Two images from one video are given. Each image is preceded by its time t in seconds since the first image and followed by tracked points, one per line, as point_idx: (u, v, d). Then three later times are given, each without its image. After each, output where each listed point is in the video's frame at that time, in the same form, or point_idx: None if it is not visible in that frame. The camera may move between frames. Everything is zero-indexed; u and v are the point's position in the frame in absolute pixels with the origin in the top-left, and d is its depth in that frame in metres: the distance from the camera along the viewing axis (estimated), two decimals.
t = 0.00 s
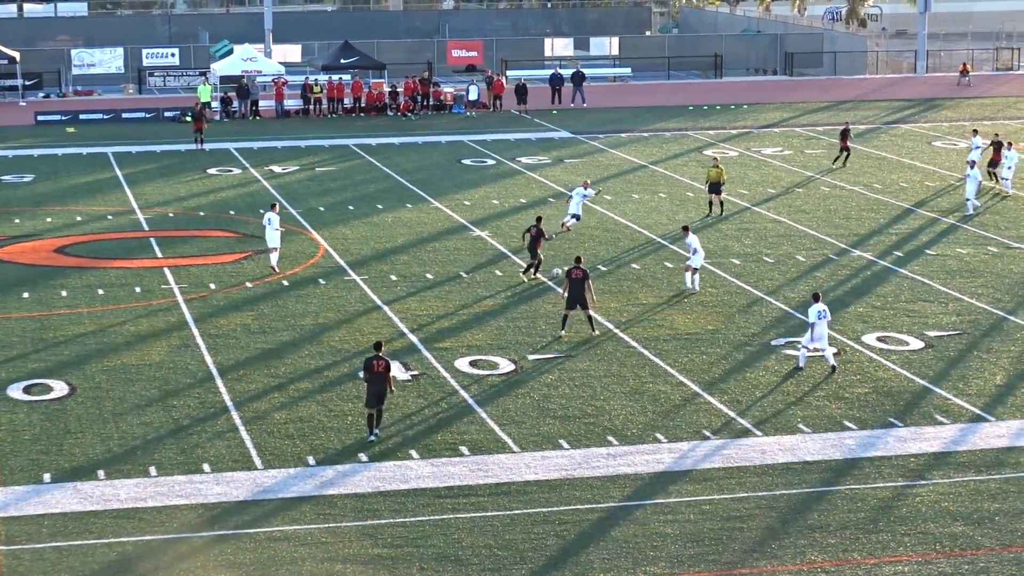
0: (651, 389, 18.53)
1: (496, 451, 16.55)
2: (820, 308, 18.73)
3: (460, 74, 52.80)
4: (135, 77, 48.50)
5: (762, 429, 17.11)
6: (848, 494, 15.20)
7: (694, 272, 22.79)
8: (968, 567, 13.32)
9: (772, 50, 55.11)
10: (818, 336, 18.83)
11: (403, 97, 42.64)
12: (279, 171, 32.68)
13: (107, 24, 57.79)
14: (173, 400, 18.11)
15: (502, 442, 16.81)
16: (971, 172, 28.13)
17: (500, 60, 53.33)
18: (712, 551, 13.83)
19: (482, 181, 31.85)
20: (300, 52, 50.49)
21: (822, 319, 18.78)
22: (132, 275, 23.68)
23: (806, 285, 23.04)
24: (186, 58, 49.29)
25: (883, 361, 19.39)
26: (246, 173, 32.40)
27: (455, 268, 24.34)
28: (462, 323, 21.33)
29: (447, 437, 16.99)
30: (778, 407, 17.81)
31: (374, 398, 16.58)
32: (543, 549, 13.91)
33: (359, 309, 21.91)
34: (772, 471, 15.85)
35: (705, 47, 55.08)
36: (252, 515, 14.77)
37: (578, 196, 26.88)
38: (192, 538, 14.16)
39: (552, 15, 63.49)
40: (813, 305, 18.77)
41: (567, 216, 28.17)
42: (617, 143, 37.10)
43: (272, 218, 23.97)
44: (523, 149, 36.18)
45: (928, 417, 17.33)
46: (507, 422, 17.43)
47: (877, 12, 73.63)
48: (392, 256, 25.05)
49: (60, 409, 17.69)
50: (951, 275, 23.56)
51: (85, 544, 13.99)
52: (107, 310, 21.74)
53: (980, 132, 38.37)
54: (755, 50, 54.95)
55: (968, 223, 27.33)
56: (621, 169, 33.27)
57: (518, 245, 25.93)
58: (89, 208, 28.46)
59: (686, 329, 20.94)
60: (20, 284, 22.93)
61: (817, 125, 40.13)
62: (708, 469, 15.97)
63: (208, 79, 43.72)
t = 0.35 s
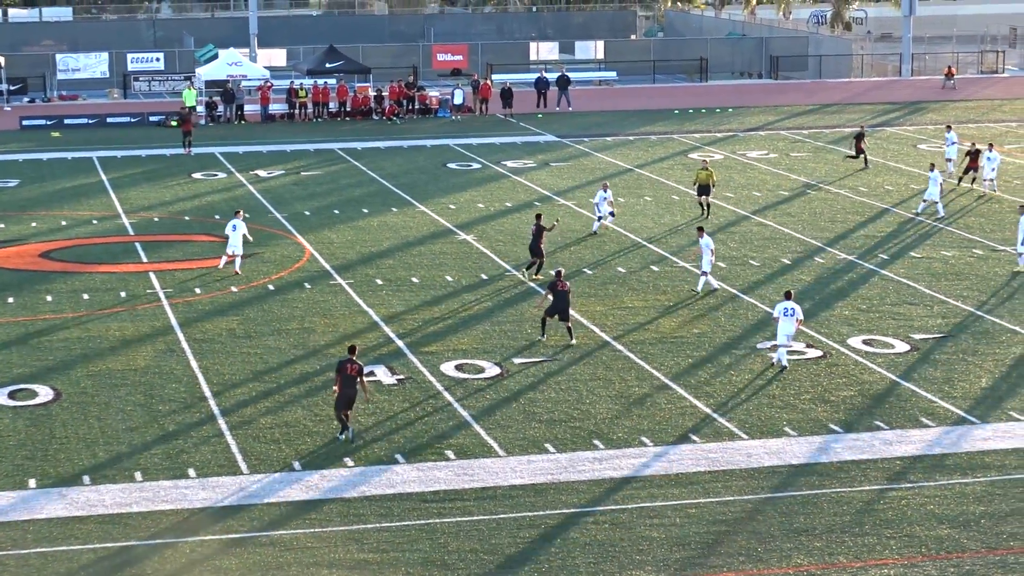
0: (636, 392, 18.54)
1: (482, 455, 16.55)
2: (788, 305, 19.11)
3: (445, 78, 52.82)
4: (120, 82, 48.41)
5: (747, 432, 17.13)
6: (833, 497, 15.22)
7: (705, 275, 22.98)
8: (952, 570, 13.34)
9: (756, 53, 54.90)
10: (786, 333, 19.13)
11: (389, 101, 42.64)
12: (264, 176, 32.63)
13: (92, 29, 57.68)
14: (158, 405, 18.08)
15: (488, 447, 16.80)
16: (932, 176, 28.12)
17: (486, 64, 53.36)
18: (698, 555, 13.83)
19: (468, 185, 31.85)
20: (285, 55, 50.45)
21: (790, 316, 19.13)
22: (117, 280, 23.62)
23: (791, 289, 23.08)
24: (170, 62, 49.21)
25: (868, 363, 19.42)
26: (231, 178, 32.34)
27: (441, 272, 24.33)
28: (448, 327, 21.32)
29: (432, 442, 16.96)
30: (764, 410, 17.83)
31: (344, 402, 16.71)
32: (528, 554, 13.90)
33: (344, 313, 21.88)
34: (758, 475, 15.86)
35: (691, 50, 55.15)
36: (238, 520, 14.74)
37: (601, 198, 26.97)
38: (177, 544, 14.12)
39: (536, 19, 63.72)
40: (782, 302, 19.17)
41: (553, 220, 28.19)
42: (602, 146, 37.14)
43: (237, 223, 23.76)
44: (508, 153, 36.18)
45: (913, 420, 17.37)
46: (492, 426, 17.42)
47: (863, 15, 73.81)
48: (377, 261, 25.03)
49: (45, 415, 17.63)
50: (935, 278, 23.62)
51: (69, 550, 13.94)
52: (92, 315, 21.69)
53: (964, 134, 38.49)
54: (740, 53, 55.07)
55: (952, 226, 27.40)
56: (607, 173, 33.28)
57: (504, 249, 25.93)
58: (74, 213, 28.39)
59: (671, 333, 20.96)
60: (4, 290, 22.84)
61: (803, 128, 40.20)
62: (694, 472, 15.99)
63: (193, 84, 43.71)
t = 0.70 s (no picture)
0: (622, 398, 18.55)
1: (467, 461, 16.53)
2: (773, 302, 19.51)
3: (430, 84, 52.82)
4: (104, 88, 48.27)
5: (733, 438, 17.15)
6: (818, 502, 15.24)
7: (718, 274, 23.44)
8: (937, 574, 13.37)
9: (741, 58, 55.27)
10: (766, 329, 19.53)
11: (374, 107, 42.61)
12: (248, 182, 32.59)
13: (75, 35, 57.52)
14: (143, 411, 18.03)
15: (474, 452, 16.79)
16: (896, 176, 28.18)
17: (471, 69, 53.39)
18: (683, 560, 13.84)
19: (453, 191, 31.86)
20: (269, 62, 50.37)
21: (774, 313, 19.52)
22: (101, 287, 23.57)
23: (776, 294, 23.13)
24: (154, 69, 49.12)
25: (853, 368, 19.47)
26: (215, 184, 32.28)
27: (425, 278, 24.33)
28: (433, 333, 21.31)
29: (417, 448, 16.95)
30: (750, 415, 17.85)
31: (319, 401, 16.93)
32: (514, 559, 13.89)
33: (328, 320, 21.86)
34: (743, 480, 15.87)
35: (675, 56, 55.25)
36: (224, 527, 14.70)
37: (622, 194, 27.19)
38: (162, 550, 14.08)
39: (520, 23, 63.99)
40: (767, 299, 19.56)
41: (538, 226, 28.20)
42: (587, 152, 37.19)
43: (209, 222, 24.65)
44: (493, 159, 36.19)
45: (898, 425, 17.40)
46: (478, 432, 17.41)
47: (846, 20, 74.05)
48: (362, 266, 25.01)
49: (29, 422, 17.57)
50: (918, 283, 23.69)
51: (54, 557, 13.89)
52: (76, 322, 21.61)
53: (947, 138, 38.66)
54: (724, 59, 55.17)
55: (935, 230, 27.50)
56: (591, 178, 33.32)
57: (489, 254, 25.93)
58: (57, 220, 28.31)
59: (657, 338, 20.98)
60: None
61: (787, 133, 40.32)
62: (679, 477, 16.00)
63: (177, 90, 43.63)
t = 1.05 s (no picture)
0: (606, 404, 18.57)
1: (452, 467, 16.53)
2: (767, 299, 19.81)
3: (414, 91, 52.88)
4: (88, 95, 48.19)
5: (718, 443, 17.18)
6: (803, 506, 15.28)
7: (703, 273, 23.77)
8: None
9: (725, 65, 55.28)
10: (765, 326, 19.76)
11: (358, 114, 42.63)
12: (233, 189, 32.55)
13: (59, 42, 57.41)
14: (127, 418, 18.00)
15: (459, 458, 16.80)
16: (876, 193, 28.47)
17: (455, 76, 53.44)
18: (668, 565, 13.85)
19: (438, 197, 31.88)
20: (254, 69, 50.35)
21: (768, 311, 19.77)
22: (85, 294, 23.53)
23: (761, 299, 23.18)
24: (139, 76, 49.07)
25: (837, 373, 19.52)
26: (200, 191, 32.24)
27: (410, 284, 24.34)
28: (419, 339, 21.31)
29: (402, 454, 16.95)
30: (734, 420, 17.88)
31: (304, 400, 17.06)
32: (499, 565, 13.90)
33: (313, 326, 21.85)
34: (727, 485, 15.91)
35: (658, 62, 55.31)
36: (209, 533, 14.68)
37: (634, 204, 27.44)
38: (147, 557, 14.05)
39: (503, 29, 64.02)
40: (762, 297, 19.87)
41: (523, 232, 28.23)
42: (572, 158, 37.25)
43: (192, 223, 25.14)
44: (477, 165, 36.21)
45: (882, 429, 17.47)
46: (463, 438, 17.42)
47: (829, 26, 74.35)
48: (347, 273, 25.01)
49: (13, 429, 17.53)
50: (902, 287, 23.78)
51: (37, 565, 13.85)
52: (60, 329, 21.57)
53: (930, 143, 38.82)
54: (708, 64, 55.26)
55: (919, 235, 27.61)
56: (576, 184, 33.38)
57: (474, 261, 25.94)
58: (42, 227, 28.25)
59: (641, 344, 21.01)
60: None
61: (771, 139, 40.45)
62: (664, 482, 16.02)
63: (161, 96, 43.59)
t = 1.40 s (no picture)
0: (590, 408, 18.59)
1: (436, 472, 16.53)
2: (771, 296, 20.07)
3: (398, 96, 52.83)
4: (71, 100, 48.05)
5: (702, 447, 17.20)
6: (788, 510, 15.31)
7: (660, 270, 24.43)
8: None
9: (708, 69, 55.23)
10: (767, 323, 20.04)
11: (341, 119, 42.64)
12: (215, 195, 32.47)
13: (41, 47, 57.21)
14: (112, 424, 17.95)
15: (443, 463, 16.80)
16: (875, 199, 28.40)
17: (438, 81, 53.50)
18: (653, 570, 13.85)
19: (421, 202, 31.90)
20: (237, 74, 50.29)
21: (773, 307, 20.08)
22: (68, 299, 23.45)
23: (743, 303, 23.27)
24: (121, 82, 48.95)
25: (820, 377, 19.57)
26: (183, 197, 32.17)
27: (393, 289, 24.33)
28: (404, 344, 21.31)
29: (387, 458, 16.94)
30: (718, 424, 17.90)
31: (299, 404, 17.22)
32: (483, 569, 13.90)
33: (297, 331, 21.82)
34: (711, 489, 15.93)
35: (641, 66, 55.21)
36: (192, 539, 14.63)
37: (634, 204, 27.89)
38: (130, 564, 14.02)
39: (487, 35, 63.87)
40: (766, 293, 20.14)
41: (507, 236, 28.28)
42: (553, 162, 37.31)
43: (184, 224, 25.37)
44: (459, 170, 36.22)
45: (865, 433, 17.51)
46: (447, 442, 17.42)
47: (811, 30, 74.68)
48: (331, 278, 25.00)
49: None
50: (885, 291, 23.86)
51: (19, 571, 13.79)
52: (43, 335, 21.51)
53: (912, 147, 38.95)
54: (691, 69, 55.18)
55: (901, 239, 27.71)
56: (558, 189, 33.44)
57: (457, 265, 25.95)
58: (24, 233, 28.17)
59: (624, 348, 21.05)
60: None
61: (754, 143, 40.56)
62: (648, 487, 16.04)
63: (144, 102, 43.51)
